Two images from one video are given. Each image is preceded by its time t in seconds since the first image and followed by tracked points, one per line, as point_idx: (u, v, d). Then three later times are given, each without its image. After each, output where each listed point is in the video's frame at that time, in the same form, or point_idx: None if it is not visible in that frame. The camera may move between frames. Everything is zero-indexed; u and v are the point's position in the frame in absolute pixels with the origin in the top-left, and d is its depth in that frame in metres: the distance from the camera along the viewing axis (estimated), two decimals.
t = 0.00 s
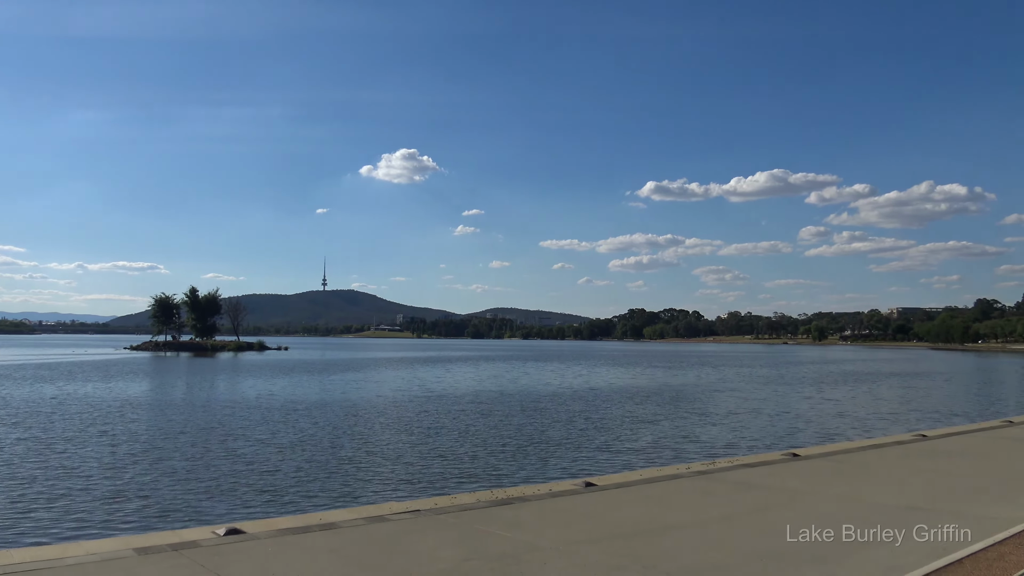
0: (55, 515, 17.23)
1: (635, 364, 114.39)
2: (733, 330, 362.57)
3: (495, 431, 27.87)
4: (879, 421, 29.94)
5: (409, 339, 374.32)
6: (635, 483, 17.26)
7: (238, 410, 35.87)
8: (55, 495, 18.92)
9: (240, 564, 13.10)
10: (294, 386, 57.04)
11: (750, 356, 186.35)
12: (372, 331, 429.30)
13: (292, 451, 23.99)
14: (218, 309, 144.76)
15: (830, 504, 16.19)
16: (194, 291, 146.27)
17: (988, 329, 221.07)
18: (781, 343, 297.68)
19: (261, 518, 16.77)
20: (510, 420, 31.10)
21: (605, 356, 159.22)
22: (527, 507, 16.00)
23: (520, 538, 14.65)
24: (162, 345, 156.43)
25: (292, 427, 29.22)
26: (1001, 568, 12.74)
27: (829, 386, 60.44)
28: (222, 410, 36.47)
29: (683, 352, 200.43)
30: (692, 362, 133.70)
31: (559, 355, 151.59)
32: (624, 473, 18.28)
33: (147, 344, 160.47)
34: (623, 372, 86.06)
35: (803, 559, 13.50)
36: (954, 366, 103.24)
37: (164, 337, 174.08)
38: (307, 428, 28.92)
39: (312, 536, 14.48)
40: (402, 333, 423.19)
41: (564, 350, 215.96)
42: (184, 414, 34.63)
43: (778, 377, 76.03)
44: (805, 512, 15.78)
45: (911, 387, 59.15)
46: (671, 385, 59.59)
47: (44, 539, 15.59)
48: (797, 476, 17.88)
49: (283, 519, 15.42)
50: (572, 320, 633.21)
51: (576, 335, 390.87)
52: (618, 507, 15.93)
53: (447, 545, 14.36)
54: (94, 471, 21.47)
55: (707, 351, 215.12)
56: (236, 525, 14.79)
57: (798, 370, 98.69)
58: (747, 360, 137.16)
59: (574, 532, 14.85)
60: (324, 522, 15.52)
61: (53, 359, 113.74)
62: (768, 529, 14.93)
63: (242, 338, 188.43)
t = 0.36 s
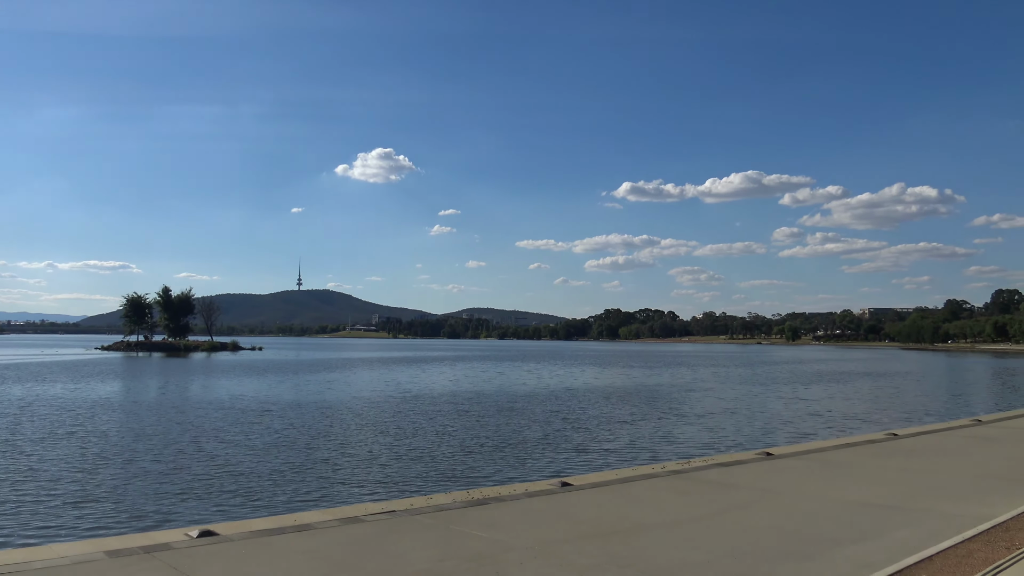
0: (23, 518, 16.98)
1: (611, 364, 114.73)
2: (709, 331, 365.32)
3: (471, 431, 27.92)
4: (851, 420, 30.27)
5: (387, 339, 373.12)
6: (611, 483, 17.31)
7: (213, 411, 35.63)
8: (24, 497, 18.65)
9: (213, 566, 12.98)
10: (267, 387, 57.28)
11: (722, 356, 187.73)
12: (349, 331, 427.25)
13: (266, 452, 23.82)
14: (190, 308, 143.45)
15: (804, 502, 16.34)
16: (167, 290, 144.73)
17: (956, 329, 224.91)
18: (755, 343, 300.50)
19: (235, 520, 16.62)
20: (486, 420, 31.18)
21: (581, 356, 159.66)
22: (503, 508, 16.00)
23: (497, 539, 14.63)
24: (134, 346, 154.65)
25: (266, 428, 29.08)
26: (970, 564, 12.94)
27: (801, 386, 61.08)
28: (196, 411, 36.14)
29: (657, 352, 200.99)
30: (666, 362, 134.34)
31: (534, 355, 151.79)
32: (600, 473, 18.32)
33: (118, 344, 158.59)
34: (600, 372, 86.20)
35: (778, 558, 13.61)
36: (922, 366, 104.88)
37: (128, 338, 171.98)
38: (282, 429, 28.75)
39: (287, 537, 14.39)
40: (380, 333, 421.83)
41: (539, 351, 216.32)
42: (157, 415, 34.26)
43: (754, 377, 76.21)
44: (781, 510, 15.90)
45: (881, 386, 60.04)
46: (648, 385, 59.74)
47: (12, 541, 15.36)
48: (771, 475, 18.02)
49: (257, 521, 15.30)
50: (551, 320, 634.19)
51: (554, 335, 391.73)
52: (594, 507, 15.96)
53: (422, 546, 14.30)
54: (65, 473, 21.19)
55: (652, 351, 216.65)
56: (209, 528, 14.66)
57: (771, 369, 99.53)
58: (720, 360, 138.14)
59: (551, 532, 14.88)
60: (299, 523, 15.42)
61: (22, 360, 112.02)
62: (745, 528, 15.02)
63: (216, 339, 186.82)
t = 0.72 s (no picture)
0: None
1: (589, 364, 114.77)
2: (685, 330, 367.80)
3: (448, 431, 27.98)
4: (825, 420, 30.55)
5: (364, 339, 371.29)
6: (587, 482, 17.36)
7: (186, 413, 35.29)
8: None
9: (186, 568, 12.86)
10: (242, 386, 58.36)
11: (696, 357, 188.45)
12: (326, 331, 425.09)
13: (240, 453, 23.65)
14: (164, 307, 141.86)
15: (778, 501, 16.46)
16: (139, 288, 143.12)
17: (925, 328, 228.55)
18: (731, 343, 303.18)
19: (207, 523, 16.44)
20: (463, 420, 31.26)
21: (558, 356, 159.50)
22: (479, 508, 15.99)
23: (472, 539, 14.62)
24: (105, 346, 152.66)
25: (241, 429, 28.94)
26: (938, 561, 13.13)
27: (776, 385, 61.44)
28: (169, 412, 35.76)
29: (633, 353, 200.70)
30: (642, 361, 134.53)
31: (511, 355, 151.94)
32: (577, 472, 18.35)
33: (89, 344, 156.38)
34: (579, 372, 85.98)
35: (750, 556, 13.72)
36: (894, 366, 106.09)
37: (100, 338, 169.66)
38: (257, 429, 28.55)
39: (261, 539, 14.30)
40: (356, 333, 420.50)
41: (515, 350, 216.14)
42: (129, 416, 33.85)
43: (729, 377, 75.62)
44: (755, 509, 16.02)
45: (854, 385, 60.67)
46: (624, 385, 59.95)
47: None
48: (745, 474, 18.15)
49: (230, 522, 15.18)
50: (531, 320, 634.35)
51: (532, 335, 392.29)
52: (570, 506, 16.00)
53: (398, 547, 14.25)
54: (34, 475, 20.90)
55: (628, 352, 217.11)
56: (182, 529, 14.52)
57: (747, 369, 100.01)
58: (694, 360, 138.50)
59: (527, 532, 14.88)
60: (273, 525, 15.30)
61: None
62: (719, 527, 15.12)
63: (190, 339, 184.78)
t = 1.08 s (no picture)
0: None
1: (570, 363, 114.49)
2: (666, 330, 369.26)
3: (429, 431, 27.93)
4: (802, 419, 30.76)
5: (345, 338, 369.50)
6: (566, 481, 17.39)
7: (163, 413, 34.96)
8: None
9: (162, 569, 12.75)
10: (220, 386, 58.18)
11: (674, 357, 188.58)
12: (307, 330, 422.42)
13: (218, 454, 23.48)
14: (139, 305, 140.31)
15: (756, 499, 16.58)
16: (115, 288, 141.69)
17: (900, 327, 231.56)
18: (710, 343, 305.26)
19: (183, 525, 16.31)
20: (444, 420, 31.22)
21: (540, 355, 158.53)
22: (458, 507, 15.99)
23: (452, 538, 14.60)
24: (80, 345, 150.98)
25: (220, 429, 28.67)
26: (913, 558, 13.26)
27: (755, 385, 61.62)
28: (146, 412, 35.44)
29: (614, 351, 198.89)
30: (622, 360, 134.22)
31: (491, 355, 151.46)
32: (556, 471, 18.37)
33: (64, 344, 154.44)
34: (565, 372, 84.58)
35: (727, 554, 13.81)
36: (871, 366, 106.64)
37: (74, 339, 167.51)
38: (235, 430, 28.35)
39: (239, 540, 14.20)
40: (336, 332, 417.98)
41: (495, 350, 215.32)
42: (105, 417, 33.49)
43: (709, 377, 74.84)
44: (733, 508, 16.12)
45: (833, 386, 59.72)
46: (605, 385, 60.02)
47: None
48: (723, 473, 18.24)
49: (207, 523, 15.07)
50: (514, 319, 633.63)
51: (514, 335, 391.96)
52: (549, 506, 16.03)
53: (377, 547, 14.21)
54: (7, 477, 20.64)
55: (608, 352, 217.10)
56: (159, 530, 14.40)
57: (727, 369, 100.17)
58: (678, 360, 135.92)
59: (506, 532, 14.89)
60: (251, 525, 15.22)
61: None
62: (697, 525, 15.19)
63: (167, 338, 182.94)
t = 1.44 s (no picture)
0: None
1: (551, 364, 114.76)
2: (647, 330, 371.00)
3: (412, 431, 27.97)
4: (781, 418, 30.99)
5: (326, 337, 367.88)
6: (546, 481, 17.42)
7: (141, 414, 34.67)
8: None
9: (139, 570, 12.61)
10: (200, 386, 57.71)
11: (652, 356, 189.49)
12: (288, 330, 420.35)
13: (196, 455, 23.33)
14: (117, 304, 139.21)
15: (736, 498, 16.68)
16: (92, 287, 140.45)
17: (877, 327, 234.23)
18: (690, 343, 307.15)
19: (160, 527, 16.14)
20: (427, 420, 31.28)
21: (519, 355, 158.96)
22: (439, 507, 15.97)
23: (432, 538, 14.59)
24: (56, 345, 149.37)
25: (198, 430, 28.49)
26: (889, 556, 13.40)
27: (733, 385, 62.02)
28: (122, 413, 35.13)
29: (593, 351, 199.55)
30: (601, 360, 134.80)
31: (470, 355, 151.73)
32: (536, 472, 18.40)
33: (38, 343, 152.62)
34: (543, 373, 85.38)
35: (706, 553, 13.89)
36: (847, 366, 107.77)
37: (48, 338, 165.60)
38: (214, 431, 28.17)
39: (217, 541, 14.09)
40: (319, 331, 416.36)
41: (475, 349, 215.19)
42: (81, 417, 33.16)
43: (690, 376, 75.09)
44: (713, 507, 16.22)
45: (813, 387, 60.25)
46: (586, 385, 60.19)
47: None
48: (703, 472, 18.35)
49: (185, 525, 14.95)
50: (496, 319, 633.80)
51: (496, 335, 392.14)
52: (529, 505, 16.07)
53: (357, 548, 14.16)
54: None
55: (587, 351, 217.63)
56: (136, 531, 14.25)
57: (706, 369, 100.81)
58: (653, 361, 137.72)
59: (486, 532, 14.88)
60: (229, 527, 15.11)
61: None
62: (677, 524, 15.28)
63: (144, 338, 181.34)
